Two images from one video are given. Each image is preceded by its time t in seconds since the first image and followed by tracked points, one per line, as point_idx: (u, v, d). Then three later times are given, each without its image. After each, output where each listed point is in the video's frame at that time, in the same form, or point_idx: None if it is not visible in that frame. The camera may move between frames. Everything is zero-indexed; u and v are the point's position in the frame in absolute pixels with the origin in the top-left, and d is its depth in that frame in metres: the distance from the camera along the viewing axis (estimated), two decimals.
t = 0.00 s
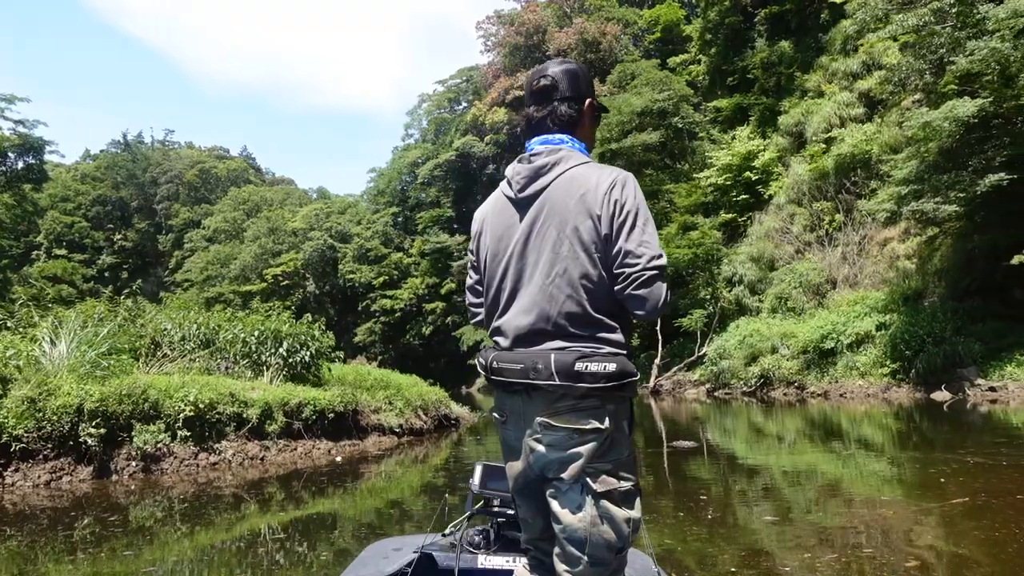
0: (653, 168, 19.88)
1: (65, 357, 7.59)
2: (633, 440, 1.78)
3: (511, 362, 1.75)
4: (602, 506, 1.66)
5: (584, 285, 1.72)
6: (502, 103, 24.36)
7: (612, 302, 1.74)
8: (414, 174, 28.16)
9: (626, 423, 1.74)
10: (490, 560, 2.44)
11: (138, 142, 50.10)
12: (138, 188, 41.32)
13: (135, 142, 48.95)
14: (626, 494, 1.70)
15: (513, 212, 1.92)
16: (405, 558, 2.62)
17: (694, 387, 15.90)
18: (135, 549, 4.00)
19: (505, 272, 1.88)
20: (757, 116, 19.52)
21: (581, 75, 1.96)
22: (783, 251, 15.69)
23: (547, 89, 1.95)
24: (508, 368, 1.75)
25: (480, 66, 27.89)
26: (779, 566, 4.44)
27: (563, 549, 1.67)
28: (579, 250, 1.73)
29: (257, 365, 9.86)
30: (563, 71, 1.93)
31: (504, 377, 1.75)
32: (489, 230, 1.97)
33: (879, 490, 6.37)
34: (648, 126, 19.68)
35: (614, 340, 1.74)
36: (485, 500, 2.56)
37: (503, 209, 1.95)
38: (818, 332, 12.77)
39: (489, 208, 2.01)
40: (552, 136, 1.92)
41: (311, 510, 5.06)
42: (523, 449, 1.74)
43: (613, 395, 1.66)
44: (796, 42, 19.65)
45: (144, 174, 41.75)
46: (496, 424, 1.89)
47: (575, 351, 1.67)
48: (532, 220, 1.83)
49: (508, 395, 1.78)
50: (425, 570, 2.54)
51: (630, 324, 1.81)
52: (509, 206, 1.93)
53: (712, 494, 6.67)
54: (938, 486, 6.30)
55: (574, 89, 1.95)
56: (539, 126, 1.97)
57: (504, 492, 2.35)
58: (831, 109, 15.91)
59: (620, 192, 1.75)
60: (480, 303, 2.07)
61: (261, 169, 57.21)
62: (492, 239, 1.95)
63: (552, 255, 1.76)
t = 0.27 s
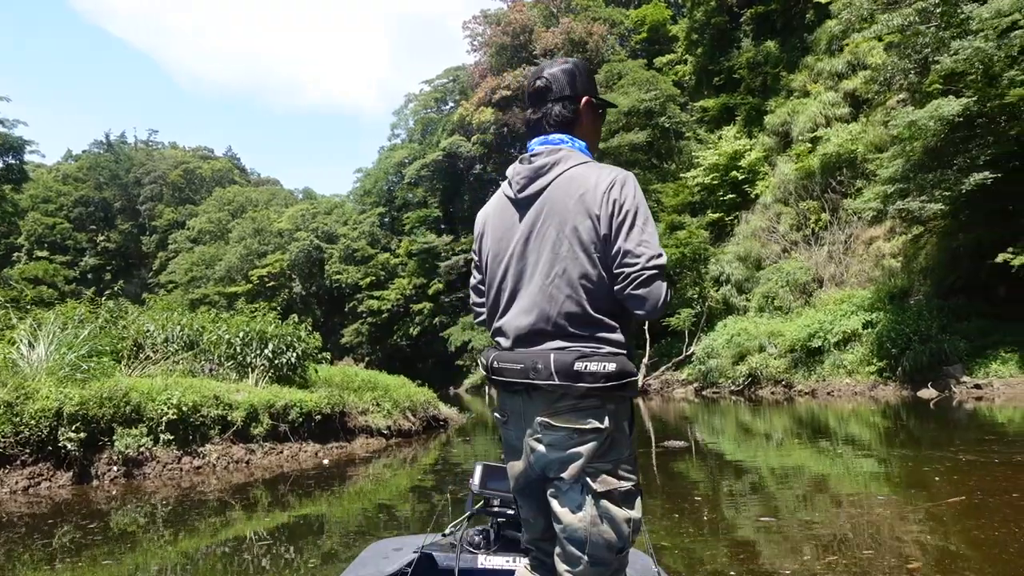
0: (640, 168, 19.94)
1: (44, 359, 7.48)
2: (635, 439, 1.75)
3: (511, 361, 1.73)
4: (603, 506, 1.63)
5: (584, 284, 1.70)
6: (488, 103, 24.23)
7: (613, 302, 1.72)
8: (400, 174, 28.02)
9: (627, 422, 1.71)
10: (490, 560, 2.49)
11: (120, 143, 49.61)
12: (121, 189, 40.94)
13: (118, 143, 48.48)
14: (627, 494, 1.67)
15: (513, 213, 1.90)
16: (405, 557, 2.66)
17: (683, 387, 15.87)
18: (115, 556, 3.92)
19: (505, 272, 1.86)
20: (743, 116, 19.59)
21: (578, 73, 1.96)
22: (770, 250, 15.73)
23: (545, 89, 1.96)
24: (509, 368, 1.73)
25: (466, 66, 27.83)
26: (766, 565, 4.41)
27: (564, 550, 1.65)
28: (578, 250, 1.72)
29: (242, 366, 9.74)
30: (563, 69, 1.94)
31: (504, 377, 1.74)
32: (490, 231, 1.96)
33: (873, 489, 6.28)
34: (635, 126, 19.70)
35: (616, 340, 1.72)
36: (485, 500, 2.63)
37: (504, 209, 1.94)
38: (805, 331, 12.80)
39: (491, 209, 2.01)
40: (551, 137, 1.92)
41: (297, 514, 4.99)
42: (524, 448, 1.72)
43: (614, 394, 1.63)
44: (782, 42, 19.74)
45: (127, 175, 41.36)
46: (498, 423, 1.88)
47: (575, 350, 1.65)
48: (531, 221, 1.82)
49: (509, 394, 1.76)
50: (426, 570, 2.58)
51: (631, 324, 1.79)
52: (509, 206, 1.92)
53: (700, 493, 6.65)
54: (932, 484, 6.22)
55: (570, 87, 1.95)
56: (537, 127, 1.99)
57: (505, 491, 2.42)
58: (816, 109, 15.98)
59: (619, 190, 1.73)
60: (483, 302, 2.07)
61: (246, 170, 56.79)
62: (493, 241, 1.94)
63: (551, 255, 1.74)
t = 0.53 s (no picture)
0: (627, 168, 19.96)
1: (22, 362, 7.35)
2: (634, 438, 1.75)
3: (510, 362, 1.74)
4: (601, 506, 1.63)
5: (582, 284, 1.70)
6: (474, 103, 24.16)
7: (611, 302, 1.71)
8: (386, 174, 27.75)
9: (626, 421, 1.71)
10: (490, 560, 2.56)
11: (102, 143, 49.09)
12: (103, 190, 40.52)
13: (100, 143, 47.97)
14: (626, 494, 1.66)
15: (512, 214, 1.91)
16: (405, 558, 2.73)
17: (670, 386, 15.79)
18: (96, 564, 3.83)
19: (505, 273, 1.86)
20: (729, 116, 19.67)
21: (577, 71, 1.93)
22: (757, 249, 15.77)
23: (543, 89, 1.94)
24: (508, 368, 1.74)
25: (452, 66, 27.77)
26: (754, 563, 4.38)
27: (564, 550, 1.64)
28: (575, 250, 1.71)
29: (226, 368, 9.62)
30: (563, 69, 1.91)
31: (504, 377, 1.75)
32: (490, 232, 1.96)
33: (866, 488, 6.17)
34: (621, 126, 19.71)
35: (614, 341, 1.70)
36: (485, 501, 2.72)
37: (503, 210, 1.94)
38: (791, 330, 12.83)
39: (492, 210, 2.01)
40: (550, 137, 1.90)
41: (282, 518, 4.91)
42: (524, 448, 1.73)
43: (611, 394, 1.63)
44: (767, 42, 19.83)
45: (109, 176, 40.95)
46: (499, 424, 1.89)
47: (572, 350, 1.65)
48: (530, 221, 1.81)
49: (509, 394, 1.77)
50: (425, 570, 2.64)
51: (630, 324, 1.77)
52: (508, 207, 1.92)
53: (687, 492, 6.62)
54: (925, 482, 6.13)
55: (567, 85, 1.91)
56: (535, 127, 1.97)
57: (504, 491, 2.52)
58: (801, 109, 16.07)
59: (616, 190, 1.72)
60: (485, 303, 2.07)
61: (230, 171, 56.34)
62: (493, 242, 1.94)
63: (549, 256, 1.74)
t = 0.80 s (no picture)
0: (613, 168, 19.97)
1: None
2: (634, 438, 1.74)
3: (509, 363, 1.75)
4: (600, 505, 1.62)
5: (578, 285, 1.69)
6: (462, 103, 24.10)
7: (608, 302, 1.70)
8: (373, 174, 27.54)
9: (625, 421, 1.70)
10: (490, 560, 2.61)
11: (83, 142, 48.49)
12: (85, 189, 40.07)
13: (82, 142, 47.43)
14: (625, 494, 1.66)
15: (510, 215, 1.90)
16: (405, 558, 2.78)
17: (658, 386, 15.72)
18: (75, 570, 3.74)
19: (503, 274, 1.86)
20: (715, 116, 19.75)
21: (576, 69, 1.91)
22: (743, 250, 15.81)
23: (541, 89, 1.93)
24: (507, 369, 1.75)
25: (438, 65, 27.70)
26: (742, 563, 4.34)
27: (563, 550, 1.64)
28: (571, 251, 1.71)
29: (209, 370, 9.50)
30: (563, 68, 1.89)
31: (503, 378, 1.76)
32: (489, 233, 1.96)
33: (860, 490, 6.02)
34: (608, 126, 19.72)
35: (613, 341, 1.70)
36: (486, 501, 2.78)
37: (502, 211, 1.94)
38: (778, 329, 12.87)
39: (490, 212, 2.01)
40: (548, 137, 1.89)
41: (267, 522, 4.83)
42: (524, 449, 1.73)
43: (610, 394, 1.64)
44: (753, 43, 19.90)
45: (91, 175, 40.52)
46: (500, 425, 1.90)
47: (570, 350, 1.65)
48: (528, 222, 1.81)
49: (509, 395, 1.78)
50: (425, 570, 2.69)
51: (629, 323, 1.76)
52: (507, 208, 1.92)
53: (675, 492, 6.59)
54: (919, 483, 6.01)
55: (565, 84, 1.90)
56: (533, 128, 1.95)
57: (503, 490, 2.55)
58: (787, 109, 16.14)
59: (612, 191, 1.71)
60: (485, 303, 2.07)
61: (214, 170, 55.87)
62: (492, 243, 1.94)
63: (546, 256, 1.73)
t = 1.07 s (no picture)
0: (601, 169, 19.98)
1: None
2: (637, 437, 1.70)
3: (511, 362, 1.71)
4: (601, 506, 1.58)
5: (580, 286, 1.66)
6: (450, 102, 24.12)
7: (610, 303, 1.66)
8: (360, 173, 27.38)
9: (627, 421, 1.66)
10: (490, 560, 2.57)
11: (67, 138, 48.05)
12: (68, 185, 39.69)
13: (66, 139, 46.96)
14: (627, 494, 1.62)
15: (512, 215, 1.88)
16: (404, 558, 2.75)
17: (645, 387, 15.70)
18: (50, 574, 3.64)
19: (505, 274, 1.83)
20: (704, 118, 19.82)
21: (578, 70, 1.88)
22: (730, 251, 15.83)
23: (543, 90, 1.90)
24: (508, 368, 1.72)
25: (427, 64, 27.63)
26: (728, 565, 4.29)
27: (563, 550, 1.60)
28: (572, 251, 1.67)
29: (192, 369, 9.37)
30: (566, 69, 1.87)
31: (504, 377, 1.73)
32: (493, 234, 1.94)
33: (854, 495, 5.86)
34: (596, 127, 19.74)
35: (615, 342, 1.66)
36: (485, 500, 2.74)
37: (505, 211, 1.91)
38: (765, 331, 12.89)
39: (494, 212, 1.98)
40: (550, 138, 1.86)
41: (250, 525, 4.73)
42: (525, 448, 1.70)
43: (612, 393, 1.59)
44: (741, 46, 19.97)
45: (75, 171, 40.15)
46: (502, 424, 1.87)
47: (571, 350, 1.62)
48: (530, 222, 1.78)
49: (511, 394, 1.75)
50: (425, 570, 2.64)
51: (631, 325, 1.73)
52: (510, 208, 1.89)
53: (661, 493, 6.55)
54: (913, 487, 5.87)
55: (565, 85, 1.87)
56: (533, 130, 1.93)
57: (505, 491, 2.51)
58: (775, 112, 16.19)
59: (614, 190, 1.67)
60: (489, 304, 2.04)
61: (200, 168, 55.46)
62: (494, 244, 1.91)
63: (547, 256, 1.70)
